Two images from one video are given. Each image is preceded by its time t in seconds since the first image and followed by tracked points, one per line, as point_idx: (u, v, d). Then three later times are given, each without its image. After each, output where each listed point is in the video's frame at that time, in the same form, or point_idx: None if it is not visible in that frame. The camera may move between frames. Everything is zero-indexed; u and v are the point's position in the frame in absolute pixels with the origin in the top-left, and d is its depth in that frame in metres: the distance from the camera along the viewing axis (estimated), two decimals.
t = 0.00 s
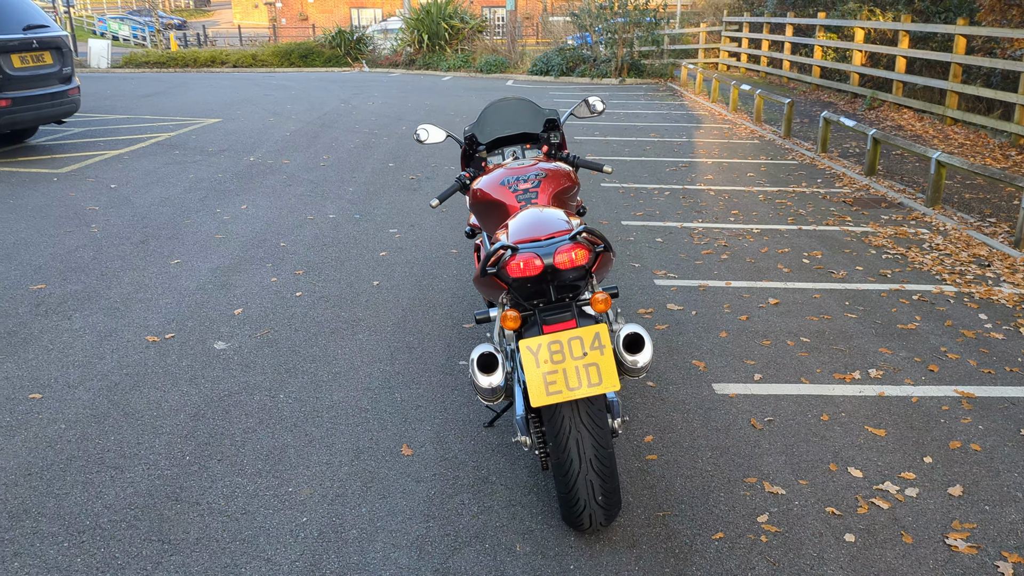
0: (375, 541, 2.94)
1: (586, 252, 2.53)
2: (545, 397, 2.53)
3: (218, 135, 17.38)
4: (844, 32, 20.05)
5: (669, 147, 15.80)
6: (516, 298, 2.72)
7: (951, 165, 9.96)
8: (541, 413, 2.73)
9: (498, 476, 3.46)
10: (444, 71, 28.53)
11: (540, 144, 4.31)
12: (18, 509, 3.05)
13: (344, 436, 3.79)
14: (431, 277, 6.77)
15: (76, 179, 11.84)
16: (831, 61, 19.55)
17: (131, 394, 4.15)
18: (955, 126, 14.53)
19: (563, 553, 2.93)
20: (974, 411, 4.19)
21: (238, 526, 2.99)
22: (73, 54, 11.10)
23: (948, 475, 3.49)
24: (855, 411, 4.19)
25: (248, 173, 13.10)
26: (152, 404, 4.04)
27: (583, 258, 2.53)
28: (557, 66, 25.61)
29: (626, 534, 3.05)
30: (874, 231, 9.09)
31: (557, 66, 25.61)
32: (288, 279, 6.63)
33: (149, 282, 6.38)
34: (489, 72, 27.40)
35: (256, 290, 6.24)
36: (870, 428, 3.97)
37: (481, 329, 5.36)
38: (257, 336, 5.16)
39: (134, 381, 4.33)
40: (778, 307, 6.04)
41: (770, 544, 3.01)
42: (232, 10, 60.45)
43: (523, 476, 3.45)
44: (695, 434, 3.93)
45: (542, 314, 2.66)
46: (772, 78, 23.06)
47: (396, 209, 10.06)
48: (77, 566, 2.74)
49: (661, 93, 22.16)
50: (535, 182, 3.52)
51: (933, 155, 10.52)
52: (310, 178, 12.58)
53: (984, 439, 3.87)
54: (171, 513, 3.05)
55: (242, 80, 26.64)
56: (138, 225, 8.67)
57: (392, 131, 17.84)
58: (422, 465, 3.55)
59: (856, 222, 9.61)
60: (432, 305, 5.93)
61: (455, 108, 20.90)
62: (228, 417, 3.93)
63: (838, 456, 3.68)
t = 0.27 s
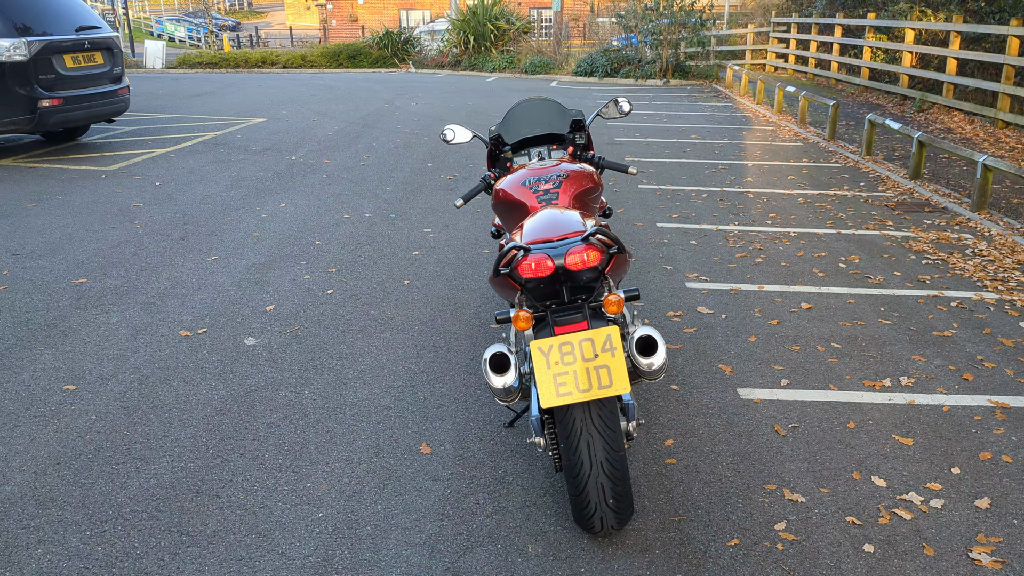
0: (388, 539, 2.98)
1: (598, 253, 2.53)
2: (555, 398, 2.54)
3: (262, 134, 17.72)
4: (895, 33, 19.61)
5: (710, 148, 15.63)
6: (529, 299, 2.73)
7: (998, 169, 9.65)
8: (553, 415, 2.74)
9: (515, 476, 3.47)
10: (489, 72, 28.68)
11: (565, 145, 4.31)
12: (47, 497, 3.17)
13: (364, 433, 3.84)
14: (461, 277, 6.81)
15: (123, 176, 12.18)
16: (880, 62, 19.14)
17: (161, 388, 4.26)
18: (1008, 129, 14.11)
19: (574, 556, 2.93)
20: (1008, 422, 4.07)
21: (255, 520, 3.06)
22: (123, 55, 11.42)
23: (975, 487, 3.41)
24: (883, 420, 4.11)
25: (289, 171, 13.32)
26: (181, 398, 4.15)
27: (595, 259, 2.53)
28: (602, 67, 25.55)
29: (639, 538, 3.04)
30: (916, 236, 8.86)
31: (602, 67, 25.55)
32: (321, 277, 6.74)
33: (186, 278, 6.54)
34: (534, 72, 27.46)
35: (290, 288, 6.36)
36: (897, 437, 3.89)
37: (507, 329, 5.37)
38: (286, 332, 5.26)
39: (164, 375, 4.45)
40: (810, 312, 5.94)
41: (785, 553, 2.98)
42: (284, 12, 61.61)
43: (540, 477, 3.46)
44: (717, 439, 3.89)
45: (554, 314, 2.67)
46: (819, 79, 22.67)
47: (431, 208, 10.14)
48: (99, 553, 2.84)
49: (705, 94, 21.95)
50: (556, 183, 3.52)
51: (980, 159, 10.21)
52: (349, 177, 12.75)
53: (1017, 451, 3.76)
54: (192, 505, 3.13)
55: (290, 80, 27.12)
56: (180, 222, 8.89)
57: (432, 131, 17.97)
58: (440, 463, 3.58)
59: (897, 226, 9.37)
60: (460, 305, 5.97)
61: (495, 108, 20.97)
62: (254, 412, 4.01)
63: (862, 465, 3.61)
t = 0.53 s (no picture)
0: (400, 536, 2.99)
1: (610, 252, 2.50)
2: (565, 398, 2.51)
3: (303, 131, 17.94)
4: (947, 29, 19.08)
5: (750, 147, 15.38)
6: (541, 296, 2.71)
7: None
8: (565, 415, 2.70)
9: (531, 475, 3.44)
10: (531, 70, 28.68)
11: (589, 142, 4.26)
12: (70, 486, 3.24)
13: (383, 429, 3.86)
14: (490, 274, 6.80)
15: (165, 173, 12.45)
16: (931, 60, 18.64)
17: (187, 381, 4.34)
18: None
19: (587, 558, 2.89)
20: None
21: (270, 514, 3.10)
22: (169, 53, 11.66)
23: (1008, 498, 3.29)
24: (915, 426, 3.98)
25: (326, 169, 13.47)
26: (206, 391, 4.22)
27: (607, 257, 2.50)
28: (644, 65, 25.34)
29: (653, 542, 2.99)
30: (960, 237, 8.59)
31: (644, 66, 25.34)
32: (351, 273, 6.79)
33: (219, 273, 6.64)
34: (576, 70, 27.38)
35: (319, 283, 6.42)
36: (928, 444, 3.77)
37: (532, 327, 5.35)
38: (313, 328, 5.31)
39: (191, 369, 4.53)
40: (844, 314, 5.79)
41: (803, 561, 2.90)
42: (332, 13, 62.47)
43: (556, 476, 3.42)
44: (740, 442, 3.80)
45: (565, 313, 2.64)
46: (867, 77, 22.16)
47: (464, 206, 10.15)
48: (116, 542, 2.89)
49: (749, 93, 21.62)
50: (577, 179, 3.49)
51: None
52: (386, 175, 12.84)
53: None
54: (209, 498, 3.18)
55: (334, 79, 27.47)
56: (217, 217, 9.05)
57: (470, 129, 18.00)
58: (456, 461, 3.56)
59: (941, 228, 9.10)
60: (487, 302, 5.95)
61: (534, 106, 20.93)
62: (276, 407, 4.06)
63: (889, 472, 3.51)
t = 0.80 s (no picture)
0: (406, 537, 2.99)
1: (614, 255, 2.47)
2: (568, 402, 2.49)
3: (335, 131, 18.11)
4: (992, 27, 18.58)
5: (784, 147, 15.15)
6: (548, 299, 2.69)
7: None
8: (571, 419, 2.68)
9: (541, 478, 3.43)
10: (567, 69, 28.62)
11: (607, 142, 4.21)
12: (87, 481, 3.31)
13: (396, 429, 3.87)
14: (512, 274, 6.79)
15: (199, 172, 12.66)
16: (975, 58, 18.17)
17: (207, 379, 4.40)
18: None
19: (593, 563, 2.87)
20: None
21: (280, 512, 3.13)
22: (204, 54, 11.86)
23: None
24: (939, 435, 3.87)
25: (356, 168, 13.59)
26: (225, 389, 4.27)
27: (611, 261, 2.47)
28: (680, 64, 25.12)
29: (662, 548, 2.96)
30: (997, 240, 8.36)
31: (680, 65, 25.12)
32: (374, 272, 6.83)
33: (246, 271, 6.74)
34: (612, 70, 27.25)
35: (343, 282, 6.48)
36: (952, 453, 3.67)
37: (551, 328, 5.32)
38: (333, 326, 5.36)
39: (211, 366, 4.59)
40: (872, 318, 5.67)
41: (815, 571, 2.85)
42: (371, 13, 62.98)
43: (566, 479, 3.40)
44: (756, 448, 3.74)
45: (570, 316, 2.62)
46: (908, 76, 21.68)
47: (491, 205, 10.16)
48: (128, 537, 2.94)
49: (786, 92, 21.31)
50: (590, 180, 3.45)
51: None
52: (416, 174, 12.90)
53: None
54: (221, 495, 3.22)
55: (369, 79, 27.69)
56: (246, 216, 9.17)
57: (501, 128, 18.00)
58: (467, 462, 3.56)
59: (978, 231, 8.86)
60: (507, 303, 5.94)
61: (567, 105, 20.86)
62: (292, 405, 4.10)
63: (909, 482, 3.43)
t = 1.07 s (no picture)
0: (397, 540, 3.00)
1: (601, 260, 2.47)
2: (554, 407, 2.49)
3: (351, 132, 18.20)
4: (1016, 27, 18.30)
5: (802, 149, 15.02)
6: (537, 304, 2.69)
7: None
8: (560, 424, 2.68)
9: (536, 482, 3.42)
10: (586, 70, 28.58)
11: (608, 145, 4.21)
12: (86, 481, 3.36)
13: (394, 432, 3.88)
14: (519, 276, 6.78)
15: (214, 173, 12.78)
16: (999, 59, 17.91)
17: (211, 380, 4.44)
18: None
19: (582, 569, 2.86)
20: None
21: (274, 514, 3.15)
22: (222, 56, 11.97)
23: None
24: (942, 442, 3.82)
25: (370, 169, 13.65)
26: (227, 390, 4.31)
27: (597, 266, 2.47)
28: (700, 65, 25.00)
29: (653, 555, 2.94)
30: (1014, 244, 8.23)
31: (700, 66, 24.99)
32: (382, 274, 6.86)
33: (255, 272, 6.79)
34: (631, 71, 27.19)
35: (350, 284, 6.51)
36: (954, 461, 3.62)
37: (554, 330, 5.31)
38: (338, 328, 5.38)
39: (215, 367, 4.64)
40: (880, 323, 5.61)
41: None
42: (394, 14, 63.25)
43: (561, 484, 3.39)
44: (755, 454, 3.71)
45: (557, 320, 2.62)
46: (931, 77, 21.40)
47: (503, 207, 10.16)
48: (123, 537, 2.98)
49: (806, 92, 21.12)
50: (587, 184, 3.44)
51: None
52: (429, 176, 12.93)
53: None
54: (217, 496, 3.25)
55: (388, 80, 27.81)
56: (259, 217, 9.24)
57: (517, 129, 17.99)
58: (463, 466, 3.56)
59: (995, 234, 8.73)
60: (512, 305, 5.93)
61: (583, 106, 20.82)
62: (292, 407, 4.12)
63: (909, 490, 3.38)
